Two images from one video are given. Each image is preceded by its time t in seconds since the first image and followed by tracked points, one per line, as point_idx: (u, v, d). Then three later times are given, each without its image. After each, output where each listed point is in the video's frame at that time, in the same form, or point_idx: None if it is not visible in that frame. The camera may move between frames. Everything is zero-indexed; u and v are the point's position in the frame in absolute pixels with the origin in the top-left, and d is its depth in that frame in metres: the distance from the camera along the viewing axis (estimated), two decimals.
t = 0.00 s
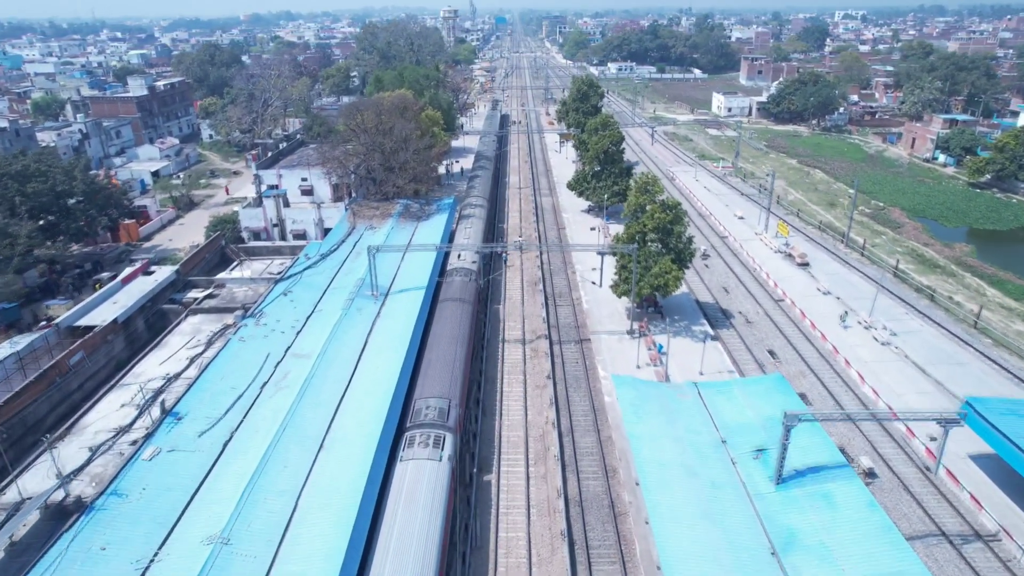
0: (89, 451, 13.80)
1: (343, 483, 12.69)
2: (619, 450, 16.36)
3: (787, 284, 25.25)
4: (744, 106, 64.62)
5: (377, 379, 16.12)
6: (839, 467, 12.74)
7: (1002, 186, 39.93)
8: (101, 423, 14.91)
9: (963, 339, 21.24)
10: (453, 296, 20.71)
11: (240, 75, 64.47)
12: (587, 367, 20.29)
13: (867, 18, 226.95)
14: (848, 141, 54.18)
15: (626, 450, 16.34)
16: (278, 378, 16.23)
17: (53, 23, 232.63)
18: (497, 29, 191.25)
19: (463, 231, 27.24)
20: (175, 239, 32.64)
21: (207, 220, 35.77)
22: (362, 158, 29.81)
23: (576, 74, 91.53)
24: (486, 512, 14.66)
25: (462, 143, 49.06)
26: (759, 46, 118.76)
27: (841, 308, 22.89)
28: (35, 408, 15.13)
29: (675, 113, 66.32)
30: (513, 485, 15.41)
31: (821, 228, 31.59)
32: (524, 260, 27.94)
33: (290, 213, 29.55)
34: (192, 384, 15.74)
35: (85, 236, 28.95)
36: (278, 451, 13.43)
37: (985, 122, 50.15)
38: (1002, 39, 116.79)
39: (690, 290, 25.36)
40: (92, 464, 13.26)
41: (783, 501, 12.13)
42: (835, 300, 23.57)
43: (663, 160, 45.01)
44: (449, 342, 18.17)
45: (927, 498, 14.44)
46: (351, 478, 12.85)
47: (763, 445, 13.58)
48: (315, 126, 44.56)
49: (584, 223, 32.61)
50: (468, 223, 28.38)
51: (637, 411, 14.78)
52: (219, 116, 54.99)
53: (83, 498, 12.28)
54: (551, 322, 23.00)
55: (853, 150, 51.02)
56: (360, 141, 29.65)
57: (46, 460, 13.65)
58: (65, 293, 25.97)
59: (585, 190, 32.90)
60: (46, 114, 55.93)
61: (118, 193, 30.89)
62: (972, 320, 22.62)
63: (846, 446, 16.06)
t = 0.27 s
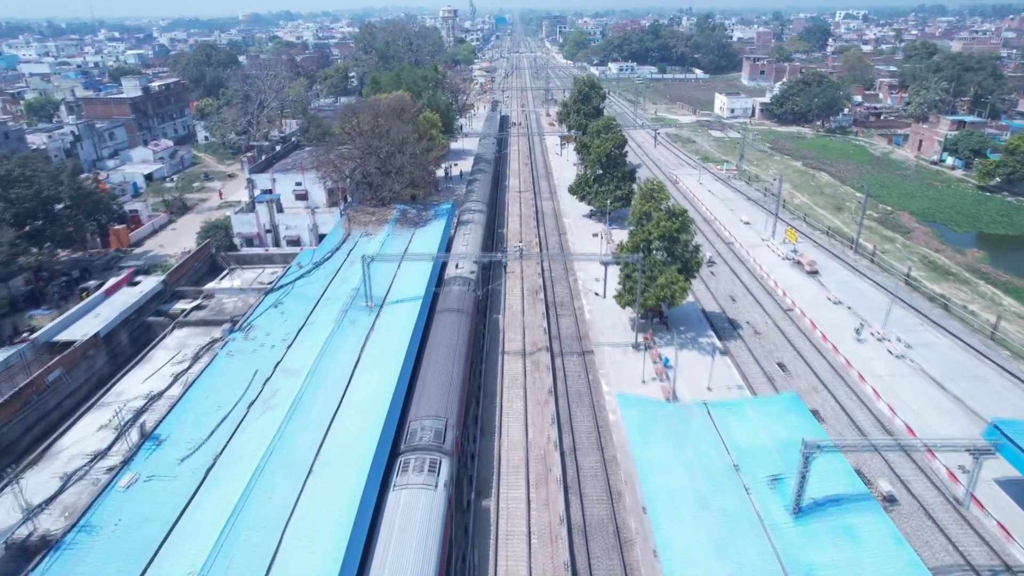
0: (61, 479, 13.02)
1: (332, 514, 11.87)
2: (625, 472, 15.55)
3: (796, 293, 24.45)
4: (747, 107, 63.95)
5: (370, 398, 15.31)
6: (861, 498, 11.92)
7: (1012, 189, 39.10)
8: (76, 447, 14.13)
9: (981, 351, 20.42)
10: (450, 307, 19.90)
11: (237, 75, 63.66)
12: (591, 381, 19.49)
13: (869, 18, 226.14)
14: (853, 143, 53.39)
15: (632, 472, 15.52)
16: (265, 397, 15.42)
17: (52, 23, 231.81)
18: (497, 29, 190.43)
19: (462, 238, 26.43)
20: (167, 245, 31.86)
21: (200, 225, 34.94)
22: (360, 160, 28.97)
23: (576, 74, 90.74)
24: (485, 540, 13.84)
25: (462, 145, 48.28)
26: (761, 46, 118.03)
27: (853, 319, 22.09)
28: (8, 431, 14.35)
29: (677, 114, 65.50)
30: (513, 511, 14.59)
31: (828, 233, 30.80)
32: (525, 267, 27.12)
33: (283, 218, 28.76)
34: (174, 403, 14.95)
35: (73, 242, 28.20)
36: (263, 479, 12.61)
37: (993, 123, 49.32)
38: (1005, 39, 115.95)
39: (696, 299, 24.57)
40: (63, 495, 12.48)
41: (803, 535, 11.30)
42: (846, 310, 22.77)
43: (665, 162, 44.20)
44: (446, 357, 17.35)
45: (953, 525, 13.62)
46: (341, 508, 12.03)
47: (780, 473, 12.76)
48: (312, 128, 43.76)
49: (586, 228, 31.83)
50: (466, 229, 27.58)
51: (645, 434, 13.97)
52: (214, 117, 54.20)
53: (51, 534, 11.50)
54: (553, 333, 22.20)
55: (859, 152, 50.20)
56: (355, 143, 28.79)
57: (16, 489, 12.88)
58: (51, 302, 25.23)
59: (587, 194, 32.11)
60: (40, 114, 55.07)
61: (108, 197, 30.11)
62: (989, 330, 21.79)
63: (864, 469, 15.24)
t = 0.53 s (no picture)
0: (30, 512, 12.21)
1: (319, 550, 11.04)
2: (631, 497, 14.72)
3: (806, 302, 23.62)
4: (750, 109, 63.20)
5: (362, 421, 14.50)
6: (887, 535, 11.11)
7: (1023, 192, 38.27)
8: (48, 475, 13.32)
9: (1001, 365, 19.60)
10: (448, 320, 19.07)
11: (233, 76, 62.83)
12: (594, 397, 18.65)
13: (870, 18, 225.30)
14: (858, 145, 52.59)
15: (639, 498, 14.70)
16: (251, 419, 14.60)
17: (50, 23, 231.05)
18: (496, 29, 189.61)
19: (460, 244, 25.62)
20: (158, 251, 31.04)
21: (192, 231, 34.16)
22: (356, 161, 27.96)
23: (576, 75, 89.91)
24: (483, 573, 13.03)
25: (461, 147, 47.48)
26: (762, 46, 117.28)
27: (867, 331, 21.27)
28: None
29: (679, 116, 64.74)
30: (513, 541, 13.77)
31: (837, 239, 29.99)
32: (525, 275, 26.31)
33: (276, 224, 27.95)
34: (154, 427, 14.13)
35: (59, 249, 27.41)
36: (245, 512, 11.77)
37: (1001, 125, 48.50)
38: (1009, 40, 115.11)
39: (702, 309, 23.76)
40: (31, 529, 11.67)
41: None
42: (860, 321, 21.93)
43: (668, 165, 43.41)
44: (443, 375, 16.54)
45: (982, 558, 12.80)
46: (329, 544, 11.21)
47: (798, 505, 11.94)
48: (308, 130, 42.95)
49: (588, 234, 31.02)
50: (465, 237, 26.75)
51: (653, 461, 13.15)
52: (209, 119, 53.38)
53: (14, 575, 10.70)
54: (554, 345, 21.38)
55: (865, 155, 49.39)
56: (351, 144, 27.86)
57: None
58: (35, 312, 24.43)
59: (589, 199, 31.31)
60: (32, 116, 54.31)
61: (96, 202, 29.31)
62: (1008, 342, 20.94)
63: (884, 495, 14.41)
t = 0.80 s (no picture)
0: None
1: None
2: (639, 531, 13.79)
3: (818, 314, 22.69)
4: (754, 110, 62.26)
5: (352, 450, 13.56)
6: None
7: None
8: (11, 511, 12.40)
9: None
10: (445, 336, 18.12)
11: (229, 77, 61.91)
12: (599, 418, 17.72)
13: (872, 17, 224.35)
14: (865, 147, 51.64)
15: (648, 532, 13.77)
16: (233, 448, 13.66)
17: (48, 23, 230.18)
18: (496, 29, 188.77)
19: (459, 254, 24.69)
20: (147, 259, 30.11)
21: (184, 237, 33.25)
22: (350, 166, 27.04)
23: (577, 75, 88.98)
24: None
25: (460, 150, 46.55)
26: (764, 46, 116.25)
27: (883, 346, 20.34)
28: None
29: (682, 117, 63.81)
30: None
31: (847, 246, 29.04)
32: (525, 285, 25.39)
33: (268, 232, 27.04)
34: (128, 458, 13.19)
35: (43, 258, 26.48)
36: (222, 554, 10.82)
37: (1011, 127, 47.53)
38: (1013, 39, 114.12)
39: (710, 321, 22.83)
40: None
41: None
42: (875, 335, 20.99)
43: (671, 168, 42.49)
44: (439, 397, 15.60)
45: None
46: None
47: (823, 549, 11.02)
48: (303, 133, 42.02)
49: (590, 241, 30.10)
50: (463, 245, 25.82)
51: (664, 498, 12.23)
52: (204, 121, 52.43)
53: None
54: (556, 360, 20.45)
55: (871, 157, 48.43)
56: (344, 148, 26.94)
57: None
58: (15, 325, 23.50)
59: (591, 205, 30.38)
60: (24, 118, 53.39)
61: (82, 209, 28.38)
62: None
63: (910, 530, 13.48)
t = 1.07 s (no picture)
0: None
1: None
2: (648, 564, 12.95)
3: (830, 325, 21.87)
4: (757, 111, 61.46)
5: (342, 479, 12.73)
6: None
7: None
8: None
9: None
10: (442, 351, 17.29)
11: (225, 77, 61.07)
12: (603, 438, 16.88)
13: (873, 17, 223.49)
14: (871, 149, 50.80)
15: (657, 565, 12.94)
16: (215, 475, 12.81)
17: (46, 24, 229.52)
18: (497, 29, 187.99)
19: (457, 263, 23.88)
20: (136, 265, 29.27)
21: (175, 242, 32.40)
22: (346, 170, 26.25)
23: (578, 76, 88.16)
24: None
25: (459, 152, 45.75)
26: (766, 46, 115.43)
27: (900, 361, 19.50)
28: None
29: (684, 118, 62.97)
30: None
31: (857, 253, 28.22)
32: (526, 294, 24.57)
33: (261, 238, 26.23)
34: (102, 488, 12.36)
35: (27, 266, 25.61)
36: None
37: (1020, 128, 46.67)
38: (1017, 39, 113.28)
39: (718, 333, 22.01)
40: None
41: None
42: (890, 348, 20.17)
43: (675, 171, 41.66)
44: (434, 419, 14.78)
45: None
46: None
47: None
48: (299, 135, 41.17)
49: (593, 247, 29.26)
50: (462, 253, 25.01)
51: (676, 534, 11.41)
52: (199, 123, 51.58)
53: None
54: (558, 375, 19.64)
55: (878, 159, 47.59)
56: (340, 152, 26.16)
57: None
58: None
59: (593, 210, 29.57)
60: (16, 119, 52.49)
61: (68, 215, 27.52)
62: None
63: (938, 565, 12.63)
